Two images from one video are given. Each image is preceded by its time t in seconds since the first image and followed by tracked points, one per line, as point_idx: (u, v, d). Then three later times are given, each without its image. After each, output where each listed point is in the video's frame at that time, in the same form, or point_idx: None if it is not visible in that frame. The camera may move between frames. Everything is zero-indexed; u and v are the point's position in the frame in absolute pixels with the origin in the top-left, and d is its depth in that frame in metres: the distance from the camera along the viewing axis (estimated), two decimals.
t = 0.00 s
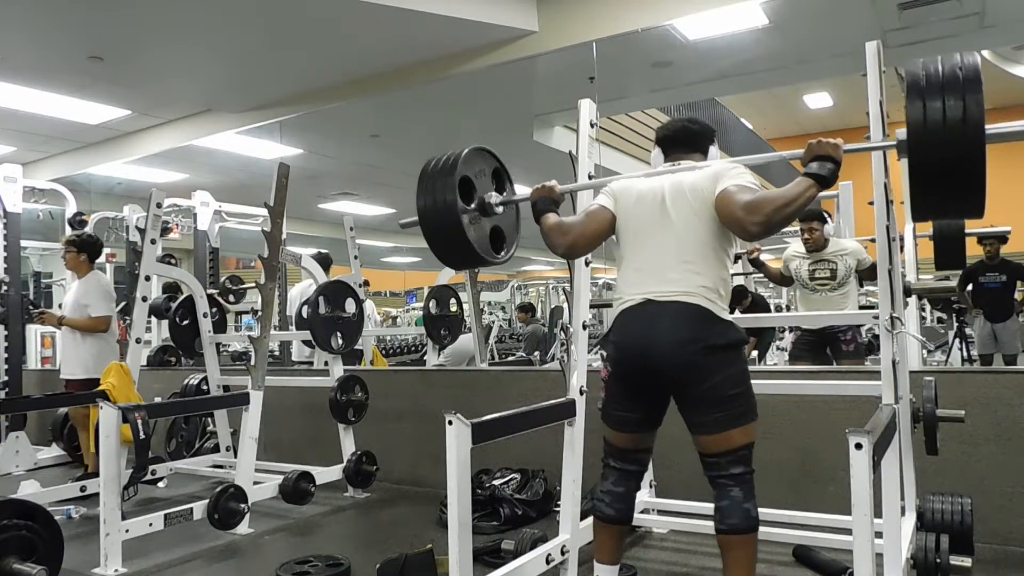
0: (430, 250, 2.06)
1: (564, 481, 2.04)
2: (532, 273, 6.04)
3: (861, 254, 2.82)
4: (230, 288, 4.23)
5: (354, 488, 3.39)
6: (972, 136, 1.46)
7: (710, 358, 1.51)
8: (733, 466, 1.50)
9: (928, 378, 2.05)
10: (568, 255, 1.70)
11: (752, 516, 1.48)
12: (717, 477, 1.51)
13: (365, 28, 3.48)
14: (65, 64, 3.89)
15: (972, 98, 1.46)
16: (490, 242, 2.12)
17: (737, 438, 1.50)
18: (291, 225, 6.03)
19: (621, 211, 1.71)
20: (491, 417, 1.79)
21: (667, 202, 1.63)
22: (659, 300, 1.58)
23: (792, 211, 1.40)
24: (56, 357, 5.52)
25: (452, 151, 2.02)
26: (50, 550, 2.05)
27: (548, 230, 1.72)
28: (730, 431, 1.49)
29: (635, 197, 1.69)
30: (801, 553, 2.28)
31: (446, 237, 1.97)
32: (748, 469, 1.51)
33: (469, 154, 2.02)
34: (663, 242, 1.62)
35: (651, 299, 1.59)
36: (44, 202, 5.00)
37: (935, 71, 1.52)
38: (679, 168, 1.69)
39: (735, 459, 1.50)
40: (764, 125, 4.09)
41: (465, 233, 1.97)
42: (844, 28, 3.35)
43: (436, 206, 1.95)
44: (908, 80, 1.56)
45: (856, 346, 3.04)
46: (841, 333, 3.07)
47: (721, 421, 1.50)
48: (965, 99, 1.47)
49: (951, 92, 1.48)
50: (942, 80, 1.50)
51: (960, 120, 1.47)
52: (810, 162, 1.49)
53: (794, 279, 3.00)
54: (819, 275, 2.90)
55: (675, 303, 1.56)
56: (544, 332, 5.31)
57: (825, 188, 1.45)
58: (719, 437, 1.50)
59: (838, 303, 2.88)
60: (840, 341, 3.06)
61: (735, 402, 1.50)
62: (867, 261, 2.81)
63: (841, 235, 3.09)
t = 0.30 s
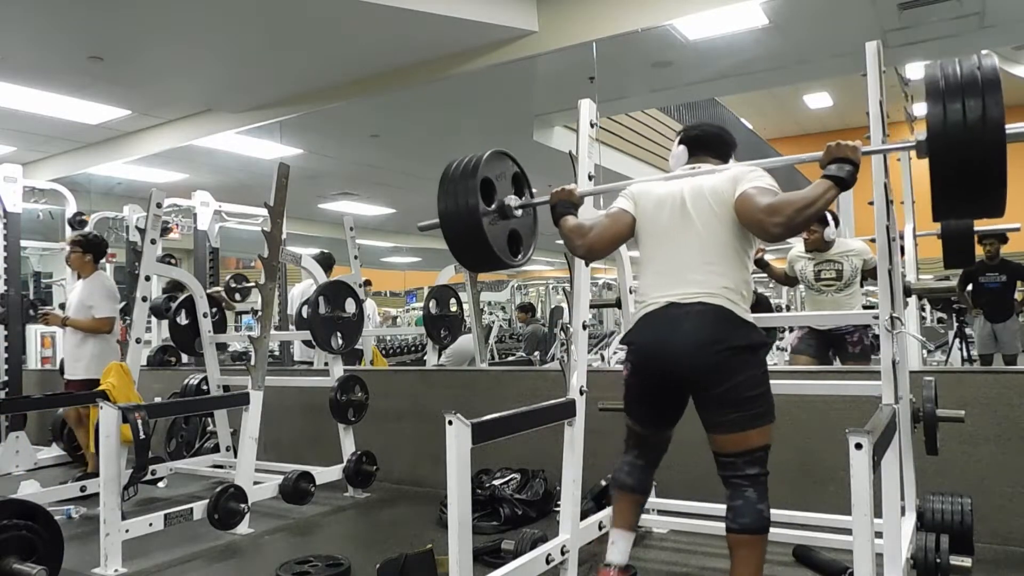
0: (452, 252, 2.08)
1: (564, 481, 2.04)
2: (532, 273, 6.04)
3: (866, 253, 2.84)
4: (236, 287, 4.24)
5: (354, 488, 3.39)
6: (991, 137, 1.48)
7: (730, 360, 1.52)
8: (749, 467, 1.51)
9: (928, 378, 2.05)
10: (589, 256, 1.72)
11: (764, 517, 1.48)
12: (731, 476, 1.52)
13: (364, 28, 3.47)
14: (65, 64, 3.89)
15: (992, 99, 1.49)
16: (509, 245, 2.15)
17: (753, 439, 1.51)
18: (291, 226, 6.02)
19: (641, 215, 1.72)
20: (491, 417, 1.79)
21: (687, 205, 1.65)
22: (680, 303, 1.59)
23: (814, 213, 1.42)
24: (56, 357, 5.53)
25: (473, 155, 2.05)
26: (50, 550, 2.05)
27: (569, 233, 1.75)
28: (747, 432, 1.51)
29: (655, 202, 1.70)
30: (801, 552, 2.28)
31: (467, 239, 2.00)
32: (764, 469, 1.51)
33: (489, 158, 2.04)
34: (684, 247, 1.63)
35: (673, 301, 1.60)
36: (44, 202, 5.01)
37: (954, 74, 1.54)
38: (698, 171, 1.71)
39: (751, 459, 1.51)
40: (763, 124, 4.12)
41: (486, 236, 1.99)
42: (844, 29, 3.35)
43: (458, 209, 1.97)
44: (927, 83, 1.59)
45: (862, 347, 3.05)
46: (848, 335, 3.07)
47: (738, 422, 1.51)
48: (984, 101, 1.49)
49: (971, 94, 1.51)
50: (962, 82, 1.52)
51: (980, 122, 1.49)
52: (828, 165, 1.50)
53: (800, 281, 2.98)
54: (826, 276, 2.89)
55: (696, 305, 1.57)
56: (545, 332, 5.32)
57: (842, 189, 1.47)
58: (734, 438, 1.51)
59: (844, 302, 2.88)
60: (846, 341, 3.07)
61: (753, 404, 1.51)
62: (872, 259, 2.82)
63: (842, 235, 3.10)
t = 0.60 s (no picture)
0: (460, 258, 2.09)
1: (564, 481, 2.04)
2: (532, 272, 6.04)
3: (857, 253, 2.81)
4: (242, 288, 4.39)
5: (354, 488, 3.39)
6: (974, 157, 1.57)
7: (730, 360, 1.58)
8: (742, 462, 1.57)
9: (928, 378, 2.05)
10: (595, 262, 1.76)
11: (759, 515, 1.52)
12: (726, 473, 1.58)
13: (365, 28, 3.47)
14: (65, 64, 3.90)
15: (974, 121, 1.57)
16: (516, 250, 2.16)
17: (749, 435, 1.57)
18: (292, 224, 5.84)
19: (644, 222, 1.76)
20: (491, 417, 1.79)
21: (688, 213, 1.69)
22: (683, 307, 1.63)
23: (809, 225, 1.49)
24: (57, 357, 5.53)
25: (480, 163, 2.06)
26: (50, 550, 2.05)
27: (574, 241, 1.77)
28: (744, 429, 1.56)
29: (657, 210, 1.74)
30: (801, 553, 2.27)
31: (475, 245, 2.01)
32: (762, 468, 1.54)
33: (497, 166, 2.05)
34: (685, 254, 1.68)
35: (676, 306, 1.65)
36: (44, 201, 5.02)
37: (939, 96, 1.62)
38: (698, 180, 1.75)
39: (746, 455, 1.57)
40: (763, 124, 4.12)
41: (494, 242, 2.01)
42: (844, 28, 3.35)
43: (467, 216, 1.99)
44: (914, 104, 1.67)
45: (855, 349, 3.04)
46: (841, 337, 3.06)
47: (737, 419, 1.56)
48: (966, 123, 1.57)
49: (954, 116, 1.59)
50: (946, 104, 1.60)
51: (962, 142, 1.58)
52: (821, 176, 1.57)
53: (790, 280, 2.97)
54: (816, 276, 2.89)
55: (698, 309, 1.62)
56: (545, 331, 5.32)
57: (836, 201, 1.53)
58: (733, 433, 1.57)
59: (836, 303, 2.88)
60: (840, 345, 3.06)
61: (751, 402, 1.57)
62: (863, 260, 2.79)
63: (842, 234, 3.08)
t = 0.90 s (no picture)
0: (466, 255, 2.10)
1: (564, 481, 2.04)
2: (533, 273, 6.04)
3: (842, 246, 2.75)
4: (244, 288, 4.40)
5: (354, 488, 3.39)
6: (948, 158, 1.62)
7: (728, 350, 1.62)
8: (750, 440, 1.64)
9: (928, 378, 2.05)
10: (595, 258, 1.76)
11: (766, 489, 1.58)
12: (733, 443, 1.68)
13: (365, 28, 3.47)
14: (65, 64, 3.90)
15: (949, 123, 1.61)
16: (520, 247, 2.17)
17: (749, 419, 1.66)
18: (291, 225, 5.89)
19: (640, 221, 1.78)
20: (490, 417, 1.79)
21: (683, 213, 1.71)
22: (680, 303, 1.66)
23: (797, 224, 1.51)
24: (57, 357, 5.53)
25: (484, 162, 2.06)
26: (50, 550, 2.05)
27: (574, 237, 1.78)
28: (743, 414, 1.65)
29: (653, 210, 1.75)
30: (801, 553, 2.27)
31: (480, 242, 2.02)
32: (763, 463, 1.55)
33: (500, 164, 2.05)
34: (680, 253, 1.70)
35: (672, 302, 1.68)
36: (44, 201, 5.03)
37: (916, 101, 1.67)
38: (692, 180, 1.77)
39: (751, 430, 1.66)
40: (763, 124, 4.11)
41: (499, 239, 2.01)
42: (844, 29, 3.35)
43: (471, 214, 1.99)
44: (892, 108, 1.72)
45: (837, 344, 3.05)
46: (822, 332, 3.09)
47: (737, 406, 1.65)
48: (942, 125, 1.62)
49: (930, 119, 1.64)
50: (923, 108, 1.65)
51: (938, 144, 1.62)
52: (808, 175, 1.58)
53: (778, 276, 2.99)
54: (802, 270, 2.89)
55: (695, 305, 1.65)
56: (545, 331, 5.32)
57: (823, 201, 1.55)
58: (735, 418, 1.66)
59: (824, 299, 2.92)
60: (820, 339, 3.08)
61: (749, 389, 1.64)
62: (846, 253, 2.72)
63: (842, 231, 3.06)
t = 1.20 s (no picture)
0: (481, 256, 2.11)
1: (564, 481, 2.03)
2: (533, 272, 6.04)
3: (841, 246, 2.70)
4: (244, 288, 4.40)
5: (354, 488, 3.39)
6: (949, 162, 1.63)
7: (739, 347, 1.64)
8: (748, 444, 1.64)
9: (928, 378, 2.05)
10: (606, 259, 1.76)
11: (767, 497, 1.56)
12: (735, 445, 1.68)
13: (365, 28, 3.48)
14: (65, 64, 3.90)
15: (949, 127, 1.63)
16: (534, 248, 2.18)
17: (755, 416, 1.66)
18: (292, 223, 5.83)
19: (650, 222, 1.78)
20: (490, 417, 1.79)
21: (691, 215, 1.71)
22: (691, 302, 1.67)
23: (804, 225, 1.52)
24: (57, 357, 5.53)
25: (498, 166, 2.07)
26: (50, 550, 2.05)
27: (585, 237, 1.78)
28: (750, 412, 1.66)
29: (662, 212, 1.76)
30: (801, 553, 2.27)
31: (495, 244, 2.03)
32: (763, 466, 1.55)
33: (514, 168, 2.06)
34: (690, 254, 1.71)
35: (683, 301, 1.69)
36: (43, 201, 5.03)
37: (917, 105, 1.69)
38: (700, 182, 1.77)
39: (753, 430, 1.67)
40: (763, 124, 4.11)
41: (513, 242, 2.02)
42: (844, 29, 3.35)
43: (485, 217, 2.00)
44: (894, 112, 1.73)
45: (833, 346, 3.05)
46: (819, 334, 3.08)
47: (744, 404, 1.65)
48: (942, 129, 1.63)
49: (931, 123, 1.65)
50: (924, 112, 1.67)
51: (938, 148, 1.64)
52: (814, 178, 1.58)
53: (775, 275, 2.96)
54: (800, 268, 2.86)
55: (706, 303, 1.66)
56: (545, 331, 5.32)
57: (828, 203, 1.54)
58: (742, 415, 1.66)
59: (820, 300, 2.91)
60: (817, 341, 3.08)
61: (757, 387, 1.66)
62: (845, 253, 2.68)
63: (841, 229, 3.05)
